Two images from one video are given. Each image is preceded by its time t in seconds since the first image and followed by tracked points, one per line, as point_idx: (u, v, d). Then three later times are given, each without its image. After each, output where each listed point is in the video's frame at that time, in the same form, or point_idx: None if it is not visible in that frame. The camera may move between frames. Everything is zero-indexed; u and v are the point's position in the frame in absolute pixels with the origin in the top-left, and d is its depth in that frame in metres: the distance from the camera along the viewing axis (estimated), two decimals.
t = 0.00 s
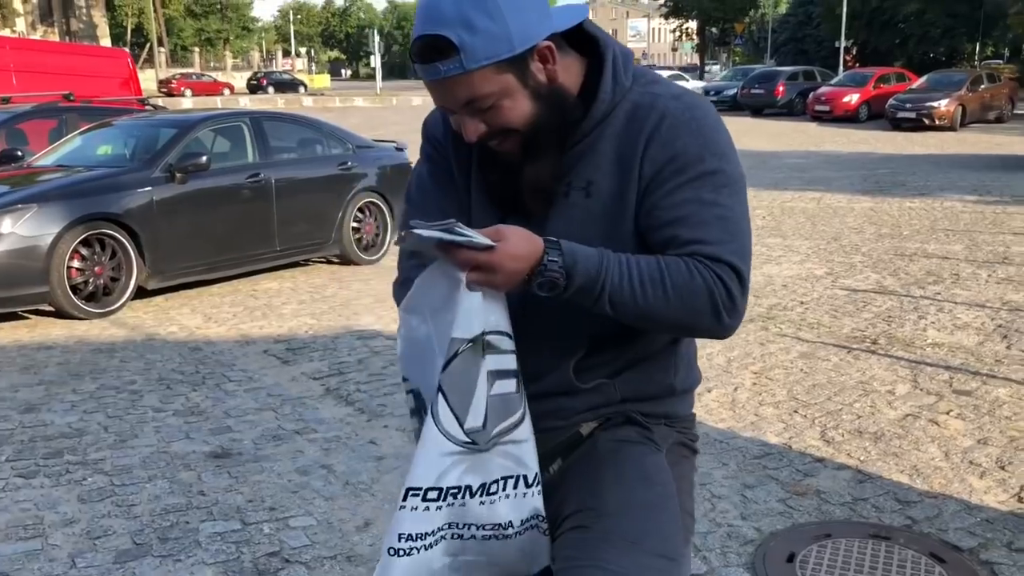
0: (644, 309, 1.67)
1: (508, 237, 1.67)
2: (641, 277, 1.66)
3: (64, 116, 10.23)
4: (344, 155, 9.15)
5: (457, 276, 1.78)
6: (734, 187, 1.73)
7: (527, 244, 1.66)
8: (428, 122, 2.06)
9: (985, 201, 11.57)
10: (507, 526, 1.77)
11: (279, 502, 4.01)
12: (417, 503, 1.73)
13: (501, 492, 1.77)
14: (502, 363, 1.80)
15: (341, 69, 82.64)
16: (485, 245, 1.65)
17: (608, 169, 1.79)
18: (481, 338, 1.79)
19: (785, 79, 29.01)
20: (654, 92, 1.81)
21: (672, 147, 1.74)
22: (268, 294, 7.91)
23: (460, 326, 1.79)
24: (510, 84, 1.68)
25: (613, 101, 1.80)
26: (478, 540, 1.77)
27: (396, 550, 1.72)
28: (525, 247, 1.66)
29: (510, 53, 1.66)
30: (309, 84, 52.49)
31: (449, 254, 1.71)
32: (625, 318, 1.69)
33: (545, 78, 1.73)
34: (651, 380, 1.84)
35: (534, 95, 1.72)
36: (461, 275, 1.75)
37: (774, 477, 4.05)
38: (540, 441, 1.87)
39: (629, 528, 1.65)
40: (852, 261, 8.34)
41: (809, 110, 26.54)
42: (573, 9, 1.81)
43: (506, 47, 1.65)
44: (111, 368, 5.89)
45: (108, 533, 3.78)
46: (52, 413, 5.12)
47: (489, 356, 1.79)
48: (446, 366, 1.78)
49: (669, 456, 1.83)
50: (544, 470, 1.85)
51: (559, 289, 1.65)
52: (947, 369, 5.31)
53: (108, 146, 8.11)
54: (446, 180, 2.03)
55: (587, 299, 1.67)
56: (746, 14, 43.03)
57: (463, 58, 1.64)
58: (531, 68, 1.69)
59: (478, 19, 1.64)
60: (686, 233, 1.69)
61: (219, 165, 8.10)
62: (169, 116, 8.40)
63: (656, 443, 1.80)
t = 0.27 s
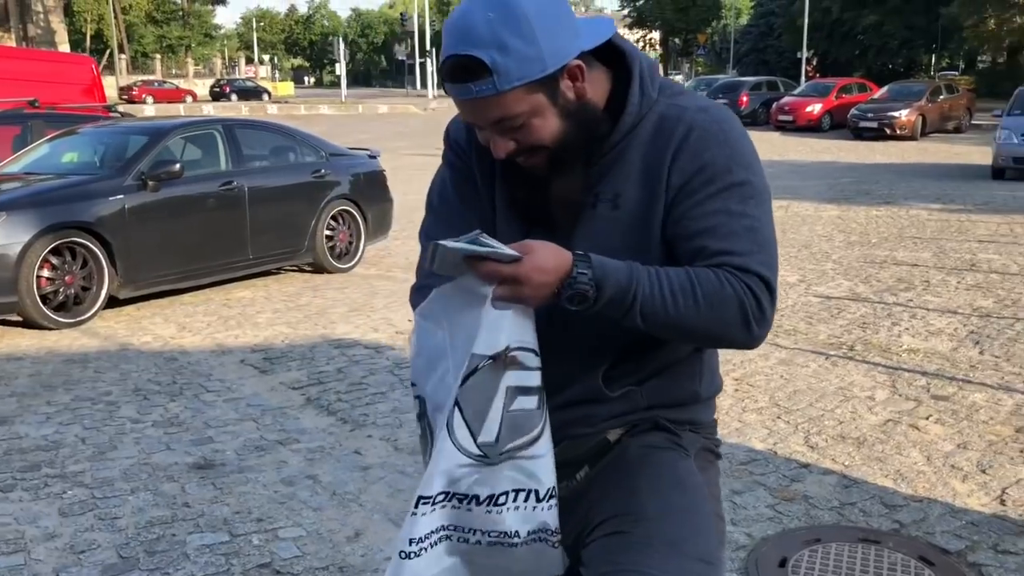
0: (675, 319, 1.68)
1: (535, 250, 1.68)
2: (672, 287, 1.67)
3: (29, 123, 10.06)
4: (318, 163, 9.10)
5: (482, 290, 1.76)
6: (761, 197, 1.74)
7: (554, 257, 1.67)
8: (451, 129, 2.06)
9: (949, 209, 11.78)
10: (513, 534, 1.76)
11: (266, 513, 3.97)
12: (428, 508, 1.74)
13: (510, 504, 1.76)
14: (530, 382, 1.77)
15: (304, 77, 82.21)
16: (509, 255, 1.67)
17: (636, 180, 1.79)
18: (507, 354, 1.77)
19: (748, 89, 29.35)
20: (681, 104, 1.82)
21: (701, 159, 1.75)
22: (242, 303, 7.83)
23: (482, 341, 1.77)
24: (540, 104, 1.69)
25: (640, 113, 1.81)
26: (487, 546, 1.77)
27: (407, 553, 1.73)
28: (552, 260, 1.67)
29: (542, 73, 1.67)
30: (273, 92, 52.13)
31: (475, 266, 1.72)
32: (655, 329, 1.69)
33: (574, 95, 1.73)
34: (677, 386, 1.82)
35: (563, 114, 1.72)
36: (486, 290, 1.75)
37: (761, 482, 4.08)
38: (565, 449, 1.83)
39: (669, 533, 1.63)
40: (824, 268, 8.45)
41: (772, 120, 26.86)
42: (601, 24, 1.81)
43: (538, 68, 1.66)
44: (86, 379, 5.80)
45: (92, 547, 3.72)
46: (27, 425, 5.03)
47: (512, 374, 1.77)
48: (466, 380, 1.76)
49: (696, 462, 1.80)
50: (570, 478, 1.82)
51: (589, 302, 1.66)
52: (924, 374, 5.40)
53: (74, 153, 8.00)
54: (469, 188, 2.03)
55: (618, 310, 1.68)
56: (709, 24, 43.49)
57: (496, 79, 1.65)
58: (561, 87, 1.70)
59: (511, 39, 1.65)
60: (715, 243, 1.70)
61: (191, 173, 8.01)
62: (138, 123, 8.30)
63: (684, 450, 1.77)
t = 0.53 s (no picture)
0: (690, 297, 1.66)
1: (552, 224, 1.68)
2: (688, 265, 1.66)
3: None
4: (283, 150, 9.02)
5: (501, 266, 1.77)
6: (781, 178, 1.74)
7: (572, 231, 1.67)
8: (471, 107, 2.07)
9: (906, 197, 12.02)
10: (562, 497, 1.79)
11: (250, 499, 3.95)
12: (477, 484, 1.77)
13: (535, 464, 1.80)
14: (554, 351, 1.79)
15: (258, 65, 81.21)
16: (529, 228, 1.68)
17: (659, 157, 1.79)
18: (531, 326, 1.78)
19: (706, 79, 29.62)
20: (706, 82, 1.81)
21: (723, 137, 1.75)
22: (209, 291, 7.75)
23: (505, 314, 1.78)
24: (570, 70, 1.71)
25: (665, 89, 1.81)
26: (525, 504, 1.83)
27: (462, 531, 1.76)
28: (569, 234, 1.66)
29: (574, 38, 1.69)
30: (227, 79, 51.46)
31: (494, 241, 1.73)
32: (669, 308, 1.68)
33: (603, 65, 1.75)
34: (699, 361, 1.82)
35: (591, 83, 1.74)
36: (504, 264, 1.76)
37: (740, 462, 4.15)
38: (587, 424, 1.83)
39: (694, 505, 1.60)
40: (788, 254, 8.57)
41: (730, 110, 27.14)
42: None
43: (571, 32, 1.68)
44: (54, 368, 5.71)
45: (74, 535, 3.67)
46: None
47: (536, 345, 1.78)
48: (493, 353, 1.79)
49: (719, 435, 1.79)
50: (592, 453, 1.81)
51: (606, 277, 1.64)
52: (892, 356, 5.52)
53: (30, 139, 7.85)
54: (489, 167, 2.05)
55: (634, 287, 1.66)
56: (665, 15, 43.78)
57: (529, 41, 1.66)
58: (592, 56, 1.72)
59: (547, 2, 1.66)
60: (733, 222, 1.69)
61: (155, 159, 7.90)
62: (99, 109, 8.16)
63: (707, 424, 1.77)
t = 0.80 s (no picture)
0: (714, 238, 1.65)
1: (577, 165, 1.68)
2: (712, 207, 1.65)
3: None
4: (255, 108, 8.88)
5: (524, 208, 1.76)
6: (808, 121, 1.73)
7: (596, 171, 1.67)
8: (491, 54, 2.03)
9: (877, 158, 12.11)
10: (571, 444, 1.79)
11: (239, 457, 3.93)
12: (493, 425, 1.77)
13: (542, 406, 1.80)
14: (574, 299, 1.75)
15: (219, 23, 79.68)
16: (554, 166, 1.67)
17: (688, 94, 1.77)
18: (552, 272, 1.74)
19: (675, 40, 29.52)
20: (737, 22, 1.80)
21: (753, 77, 1.73)
22: (182, 251, 7.64)
23: (523, 258, 1.75)
24: None
25: (695, 26, 1.79)
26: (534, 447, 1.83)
27: (475, 471, 1.77)
28: (593, 174, 1.66)
29: None
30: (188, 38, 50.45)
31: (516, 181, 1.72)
32: (693, 250, 1.67)
33: None
34: (718, 309, 1.83)
35: None
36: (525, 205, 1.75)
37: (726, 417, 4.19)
38: (603, 371, 1.83)
39: (720, 449, 1.60)
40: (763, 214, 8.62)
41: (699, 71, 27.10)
42: None
43: None
44: (28, 328, 5.61)
45: (61, 494, 3.63)
46: None
47: (556, 291, 1.75)
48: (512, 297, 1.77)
49: (737, 380, 1.81)
50: (609, 401, 1.81)
51: (630, 219, 1.64)
52: (870, 314, 5.59)
53: None
54: (508, 108, 1.99)
55: (657, 229, 1.66)
56: None
57: None
58: None
59: None
60: (760, 162, 1.69)
61: (124, 116, 7.74)
62: (65, 64, 7.97)
63: (725, 369, 1.78)
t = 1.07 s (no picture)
0: (735, 223, 1.66)
1: (602, 160, 1.65)
2: (733, 191, 1.65)
3: None
4: (250, 77, 8.81)
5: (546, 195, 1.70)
6: (833, 93, 1.70)
7: (621, 168, 1.64)
8: (508, 17, 1.96)
9: (872, 127, 12.08)
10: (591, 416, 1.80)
11: (240, 426, 3.93)
12: (513, 409, 1.74)
13: (559, 380, 1.80)
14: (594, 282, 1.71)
15: None
16: (582, 164, 1.62)
17: (715, 60, 1.73)
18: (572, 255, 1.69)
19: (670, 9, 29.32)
20: None
21: (781, 47, 1.69)
22: (178, 222, 7.60)
23: (545, 247, 1.70)
24: None
25: None
26: (554, 417, 1.84)
27: (495, 450, 1.76)
28: (619, 170, 1.64)
29: None
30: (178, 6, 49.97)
31: (540, 174, 1.66)
32: (714, 234, 1.67)
33: None
34: (732, 278, 1.83)
35: None
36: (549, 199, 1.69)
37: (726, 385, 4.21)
38: (619, 336, 1.83)
39: (738, 415, 1.59)
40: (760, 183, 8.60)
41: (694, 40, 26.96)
42: None
43: None
44: (25, 298, 5.59)
45: (63, 464, 3.63)
46: None
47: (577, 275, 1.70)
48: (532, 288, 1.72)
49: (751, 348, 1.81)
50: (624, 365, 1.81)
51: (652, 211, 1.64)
52: (868, 282, 5.59)
53: None
54: (525, 70, 1.92)
55: (679, 217, 1.66)
56: None
57: None
58: None
59: None
60: (783, 137, 1.67)
61: (118, 85, 7.67)
62: (57, 33, 7.88)
63: (740, 337, 1.79)
